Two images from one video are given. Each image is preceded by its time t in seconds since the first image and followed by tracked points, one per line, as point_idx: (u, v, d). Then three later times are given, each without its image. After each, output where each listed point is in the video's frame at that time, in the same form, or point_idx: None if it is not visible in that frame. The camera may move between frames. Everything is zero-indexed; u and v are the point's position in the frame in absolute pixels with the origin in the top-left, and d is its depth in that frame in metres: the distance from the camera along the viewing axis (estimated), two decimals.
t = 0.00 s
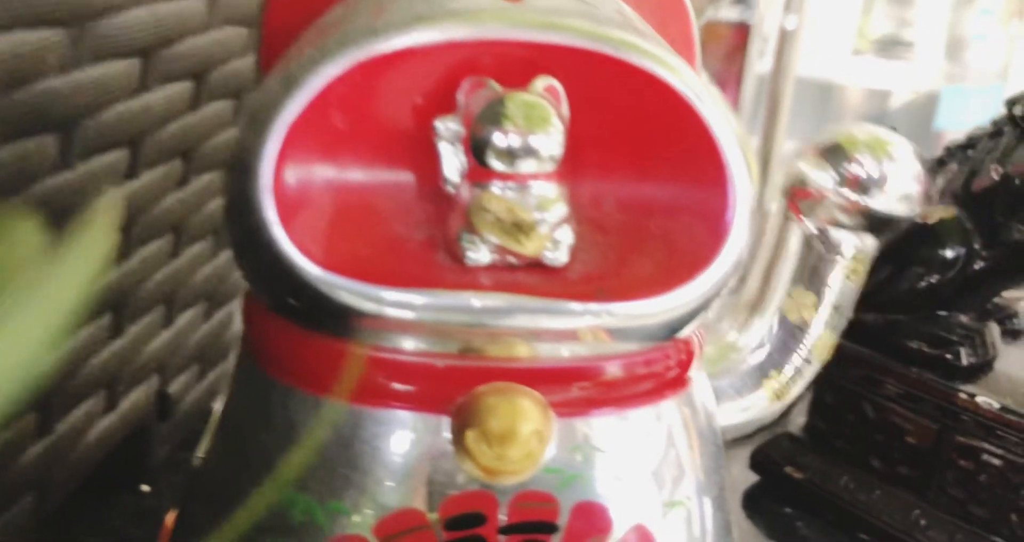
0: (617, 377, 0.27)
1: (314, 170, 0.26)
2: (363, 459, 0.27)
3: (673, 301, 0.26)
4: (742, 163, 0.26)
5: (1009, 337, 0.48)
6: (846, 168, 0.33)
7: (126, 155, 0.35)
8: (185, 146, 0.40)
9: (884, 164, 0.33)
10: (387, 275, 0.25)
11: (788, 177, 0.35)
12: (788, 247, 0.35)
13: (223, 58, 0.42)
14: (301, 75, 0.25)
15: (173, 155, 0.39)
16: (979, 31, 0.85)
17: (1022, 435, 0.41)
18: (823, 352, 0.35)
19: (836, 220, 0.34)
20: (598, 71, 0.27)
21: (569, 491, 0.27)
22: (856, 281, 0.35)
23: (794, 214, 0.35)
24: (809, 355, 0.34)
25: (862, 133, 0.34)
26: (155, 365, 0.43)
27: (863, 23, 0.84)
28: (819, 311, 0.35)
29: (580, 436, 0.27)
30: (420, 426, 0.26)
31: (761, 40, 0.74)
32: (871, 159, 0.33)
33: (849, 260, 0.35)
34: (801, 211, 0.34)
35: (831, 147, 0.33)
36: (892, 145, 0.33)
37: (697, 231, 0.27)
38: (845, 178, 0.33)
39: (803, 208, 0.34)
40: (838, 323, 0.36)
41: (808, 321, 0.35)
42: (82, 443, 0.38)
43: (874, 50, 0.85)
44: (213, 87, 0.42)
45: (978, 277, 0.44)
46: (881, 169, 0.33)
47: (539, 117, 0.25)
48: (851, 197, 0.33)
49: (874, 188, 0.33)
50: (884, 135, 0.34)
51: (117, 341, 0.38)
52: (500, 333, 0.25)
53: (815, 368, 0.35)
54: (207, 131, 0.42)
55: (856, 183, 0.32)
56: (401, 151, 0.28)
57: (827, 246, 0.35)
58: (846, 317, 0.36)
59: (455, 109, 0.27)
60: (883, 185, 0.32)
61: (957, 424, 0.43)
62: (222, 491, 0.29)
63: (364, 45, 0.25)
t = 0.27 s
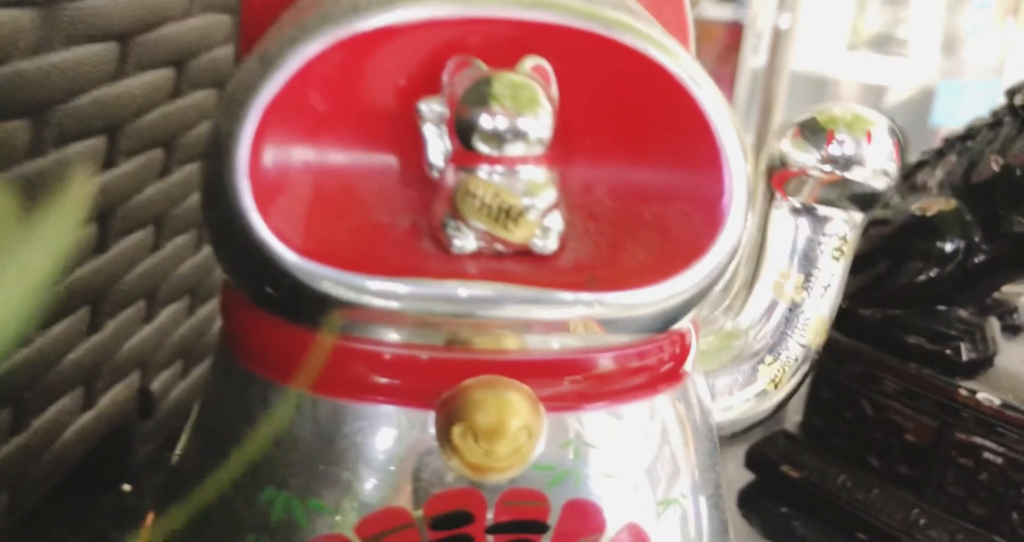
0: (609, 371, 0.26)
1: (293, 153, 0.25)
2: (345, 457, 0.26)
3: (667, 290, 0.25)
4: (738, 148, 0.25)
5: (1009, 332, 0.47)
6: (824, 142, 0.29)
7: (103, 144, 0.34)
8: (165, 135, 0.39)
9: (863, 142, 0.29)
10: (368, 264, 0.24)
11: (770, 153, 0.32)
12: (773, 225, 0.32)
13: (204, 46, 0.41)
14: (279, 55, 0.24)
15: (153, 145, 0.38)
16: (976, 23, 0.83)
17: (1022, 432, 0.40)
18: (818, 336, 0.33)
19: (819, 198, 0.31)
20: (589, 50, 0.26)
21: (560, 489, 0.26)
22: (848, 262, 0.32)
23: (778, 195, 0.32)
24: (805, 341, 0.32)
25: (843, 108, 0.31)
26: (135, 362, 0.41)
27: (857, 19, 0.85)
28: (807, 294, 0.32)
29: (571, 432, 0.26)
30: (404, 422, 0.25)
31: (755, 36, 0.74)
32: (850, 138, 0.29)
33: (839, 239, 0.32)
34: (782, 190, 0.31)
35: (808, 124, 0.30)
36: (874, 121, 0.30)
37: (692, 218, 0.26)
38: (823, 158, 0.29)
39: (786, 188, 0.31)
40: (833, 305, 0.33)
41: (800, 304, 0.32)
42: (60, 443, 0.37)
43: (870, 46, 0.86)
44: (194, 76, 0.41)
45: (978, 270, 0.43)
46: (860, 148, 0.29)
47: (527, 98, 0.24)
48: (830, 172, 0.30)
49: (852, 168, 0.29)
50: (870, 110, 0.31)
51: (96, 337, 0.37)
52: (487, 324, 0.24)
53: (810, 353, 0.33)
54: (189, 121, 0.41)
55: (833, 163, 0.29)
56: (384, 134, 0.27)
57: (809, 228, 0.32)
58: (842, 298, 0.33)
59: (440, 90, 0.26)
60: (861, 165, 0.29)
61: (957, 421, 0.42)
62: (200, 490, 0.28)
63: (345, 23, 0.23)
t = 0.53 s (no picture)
0: (613, 373, 0.25)
1: (287, 148, 0.25)
2: (342, 461, 0.25)
3: (672, 290, 0.24)
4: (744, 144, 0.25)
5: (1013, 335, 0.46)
6: (838, 140, 0.31)
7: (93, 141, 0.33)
8: (157, 132, 0.38)
9: (876, 138, 0.31)
10: (364, 262, 0.23)
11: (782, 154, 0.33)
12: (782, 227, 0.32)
13: (197, 42, 0.40)
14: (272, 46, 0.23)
15: (145, 142, 0.38)
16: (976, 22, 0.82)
17: None
18: (827, 339, 0.33)
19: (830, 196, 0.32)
20: (591, 43, 0.25)
21: (564, 494, 0.25)
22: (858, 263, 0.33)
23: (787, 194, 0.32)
24: (813, 343, 0.32)
25: (854, 108, 0.32)
26: (127, 363, 0.41)
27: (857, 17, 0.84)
28: (818, 295, 0.32)
29: (576, 436, 0.25)
30: (403, 425, 0.25)
31: (755, 35, 0.73)
32: (862, 135, 0.31)
33: (850, 240, 0.32)
34: (793, 188, 0.32)
35: (821, 123, 0.31)
36: (884, 119, 0.31)
37: (697, 215, 0.25)
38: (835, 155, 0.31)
39: (797, 185, 0.32)
40: (842, 308, 0.33)
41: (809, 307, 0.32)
42: (50, 447, 0.36)
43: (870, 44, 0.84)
44: (187, 72, 0.40)
45: (984, 270, 0.42)
46: (872, 144, 0.31)
47: (529, 91, 0.23)
48: (842, 170, 0.31)
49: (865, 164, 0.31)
50: (879, 110, 0.32)
51: (87, 337, 0.36)
52: (487, 325, 0.24)
53: (818, 357, 0.33)
54: (182, 118, 0.40)
55: (846, 158, 0.31)
56: (380, 128, 0.26)
57: (822, 228, 0.32)
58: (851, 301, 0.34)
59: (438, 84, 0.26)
60: (874, 161, 0.30)
61: (963, 422, 0.42)
62: (192, 495, 0.27)
63: (342, 15, 0.23)
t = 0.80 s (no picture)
0: (625, 380, 0.25)
1: (295, 150, 0.24)
2: (349, 471, 0.24)
3: (689, 295, 0.23)
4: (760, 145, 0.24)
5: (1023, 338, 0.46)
6: (872, 157, 0.27)
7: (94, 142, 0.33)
8: (158, 133, 0.38)
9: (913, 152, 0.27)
10: (374, 267, 0.23)
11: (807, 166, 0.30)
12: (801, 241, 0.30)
13: (200, 40, 0.40)
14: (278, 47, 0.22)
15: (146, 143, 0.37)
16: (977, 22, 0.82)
17: None
18: (843, 359, 0.31)
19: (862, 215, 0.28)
20: (604, 43, 0.25)
21: (576, 504, 0.25)
22: (883, 281, 0.30)
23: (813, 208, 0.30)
24: (828, 363, 0.30)
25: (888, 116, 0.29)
26: (128, 368, 0.40)
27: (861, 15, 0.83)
28: (835, 315, 0.30)
29: (588, 445, 0.25)
30: (412, 433, 0.24)
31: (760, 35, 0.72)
32: (900, 148, 0.27)
33: (873, 256, 0.30)
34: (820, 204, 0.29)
35: (851, 133, 0.28)
36: (922, 131, 0.28)
37: (713, 219, 0.25)
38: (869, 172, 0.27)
39: (824, 202, 0.29)
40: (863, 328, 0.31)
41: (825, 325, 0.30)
42: (49, 454, 0.35)
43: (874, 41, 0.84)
44: (188, 72, 0.39)
45: (996, 273, 0.42)
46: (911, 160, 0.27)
47: (541, 92, 0.23)
48: (878, 192, 0.27)
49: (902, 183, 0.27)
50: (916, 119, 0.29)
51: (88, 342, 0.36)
52: (499, 332, 0.23)
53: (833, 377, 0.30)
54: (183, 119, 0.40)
55: (883, 177, 0.27)
56: (388, 131, 0.26)
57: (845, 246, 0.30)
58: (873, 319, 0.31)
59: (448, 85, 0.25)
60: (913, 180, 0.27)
61: (974, 427, 0.41)
62: (196, 506, 0.27)
63: (349, 13, 0.22)
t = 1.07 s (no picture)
0: (637, 391, 0.25)
1: (304, 158, 0.24)
2: (359, 483, 0.24)
3: (703, 305, 0.23)
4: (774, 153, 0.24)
5: None
6: (911, 191, 0.27)
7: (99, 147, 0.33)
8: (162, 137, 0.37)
9: (956, 188, 0.26)
10: (384, 276, 0.23)
11: (840, 196, 0.29)
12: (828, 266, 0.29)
13: (203, 42, 0.39)
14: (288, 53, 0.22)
15: (150, 148, 0.37)
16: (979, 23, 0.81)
17: None
18: (857, 383, 0.29)
19: (895, 251, 0.28)
20: (616, 49, 0.24)
21: (588, 516, 0.25)
22: (907, 312, 0.29)
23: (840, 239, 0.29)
24: (840, 387, 0.29)
25: (927, 149, 0.28)
26: (131, 374, 0.40)
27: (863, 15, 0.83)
28: (854, 344, 0.28)
29: (599, 457, 0.25)
30: (422, 444, 0.24)
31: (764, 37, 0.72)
32: (941, 183, 0.26)
33: (900, 287, 0.28)
34: (849, 234, 0.28)
35: (889, 166, 0.27)
36: (964, 166, 0.27)
37: (727, 227, 0.24)
38: (907, 207, 0.27)
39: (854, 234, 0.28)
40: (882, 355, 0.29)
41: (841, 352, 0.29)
42: (53, 461, 0.35)
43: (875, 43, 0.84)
44: (192, 75, 0.39)
45: (1004, 278, 0.42)
46: (953, 195, 0.26)
47: (553, 100, 0.22)
48: (914, 231, 0.27)
49: (944, 220, 0.26)
50: (955, 152, 0.28)
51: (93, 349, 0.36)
52: (510, 342, 0.23)
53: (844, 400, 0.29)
54: (186, 122, 0.39)
55: (923, 214, 0.26)
56: (398, 137, 0.25)
57: (872, 277, 0.28)
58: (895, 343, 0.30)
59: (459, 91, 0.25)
60: (955, 217, 0.26)
61: (982, 434, 0.41)
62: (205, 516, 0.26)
63: (358, 20, 0.22)
